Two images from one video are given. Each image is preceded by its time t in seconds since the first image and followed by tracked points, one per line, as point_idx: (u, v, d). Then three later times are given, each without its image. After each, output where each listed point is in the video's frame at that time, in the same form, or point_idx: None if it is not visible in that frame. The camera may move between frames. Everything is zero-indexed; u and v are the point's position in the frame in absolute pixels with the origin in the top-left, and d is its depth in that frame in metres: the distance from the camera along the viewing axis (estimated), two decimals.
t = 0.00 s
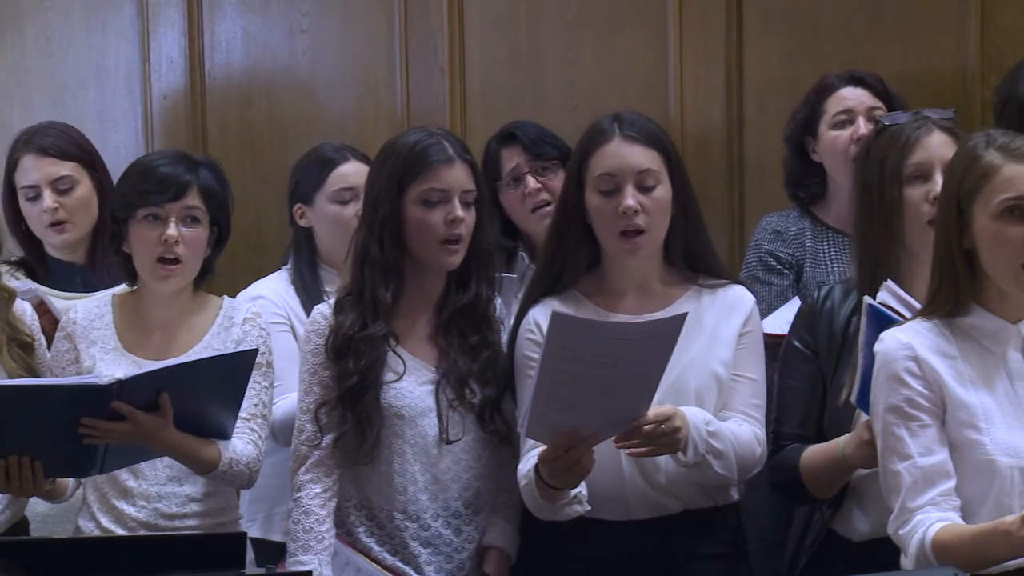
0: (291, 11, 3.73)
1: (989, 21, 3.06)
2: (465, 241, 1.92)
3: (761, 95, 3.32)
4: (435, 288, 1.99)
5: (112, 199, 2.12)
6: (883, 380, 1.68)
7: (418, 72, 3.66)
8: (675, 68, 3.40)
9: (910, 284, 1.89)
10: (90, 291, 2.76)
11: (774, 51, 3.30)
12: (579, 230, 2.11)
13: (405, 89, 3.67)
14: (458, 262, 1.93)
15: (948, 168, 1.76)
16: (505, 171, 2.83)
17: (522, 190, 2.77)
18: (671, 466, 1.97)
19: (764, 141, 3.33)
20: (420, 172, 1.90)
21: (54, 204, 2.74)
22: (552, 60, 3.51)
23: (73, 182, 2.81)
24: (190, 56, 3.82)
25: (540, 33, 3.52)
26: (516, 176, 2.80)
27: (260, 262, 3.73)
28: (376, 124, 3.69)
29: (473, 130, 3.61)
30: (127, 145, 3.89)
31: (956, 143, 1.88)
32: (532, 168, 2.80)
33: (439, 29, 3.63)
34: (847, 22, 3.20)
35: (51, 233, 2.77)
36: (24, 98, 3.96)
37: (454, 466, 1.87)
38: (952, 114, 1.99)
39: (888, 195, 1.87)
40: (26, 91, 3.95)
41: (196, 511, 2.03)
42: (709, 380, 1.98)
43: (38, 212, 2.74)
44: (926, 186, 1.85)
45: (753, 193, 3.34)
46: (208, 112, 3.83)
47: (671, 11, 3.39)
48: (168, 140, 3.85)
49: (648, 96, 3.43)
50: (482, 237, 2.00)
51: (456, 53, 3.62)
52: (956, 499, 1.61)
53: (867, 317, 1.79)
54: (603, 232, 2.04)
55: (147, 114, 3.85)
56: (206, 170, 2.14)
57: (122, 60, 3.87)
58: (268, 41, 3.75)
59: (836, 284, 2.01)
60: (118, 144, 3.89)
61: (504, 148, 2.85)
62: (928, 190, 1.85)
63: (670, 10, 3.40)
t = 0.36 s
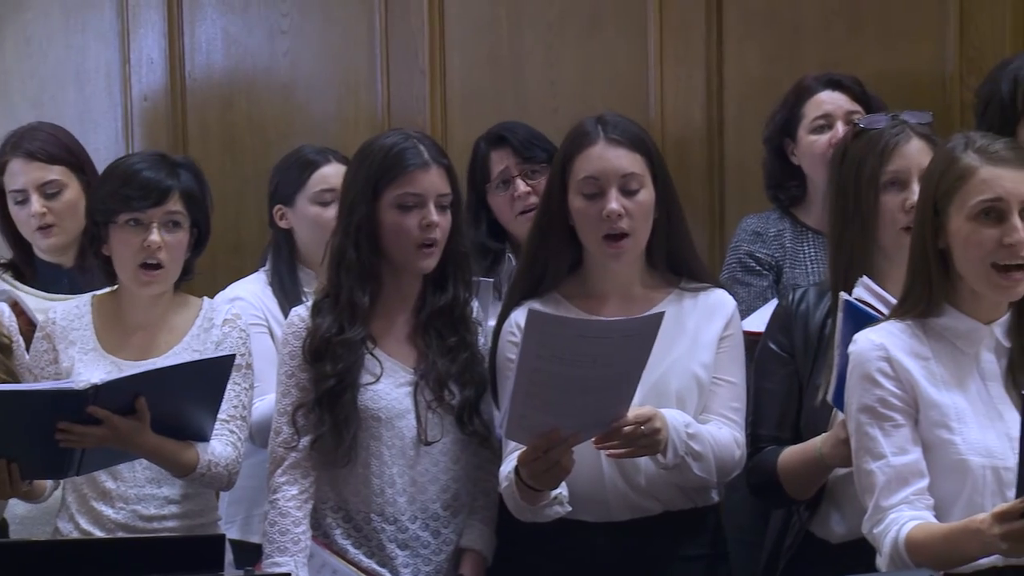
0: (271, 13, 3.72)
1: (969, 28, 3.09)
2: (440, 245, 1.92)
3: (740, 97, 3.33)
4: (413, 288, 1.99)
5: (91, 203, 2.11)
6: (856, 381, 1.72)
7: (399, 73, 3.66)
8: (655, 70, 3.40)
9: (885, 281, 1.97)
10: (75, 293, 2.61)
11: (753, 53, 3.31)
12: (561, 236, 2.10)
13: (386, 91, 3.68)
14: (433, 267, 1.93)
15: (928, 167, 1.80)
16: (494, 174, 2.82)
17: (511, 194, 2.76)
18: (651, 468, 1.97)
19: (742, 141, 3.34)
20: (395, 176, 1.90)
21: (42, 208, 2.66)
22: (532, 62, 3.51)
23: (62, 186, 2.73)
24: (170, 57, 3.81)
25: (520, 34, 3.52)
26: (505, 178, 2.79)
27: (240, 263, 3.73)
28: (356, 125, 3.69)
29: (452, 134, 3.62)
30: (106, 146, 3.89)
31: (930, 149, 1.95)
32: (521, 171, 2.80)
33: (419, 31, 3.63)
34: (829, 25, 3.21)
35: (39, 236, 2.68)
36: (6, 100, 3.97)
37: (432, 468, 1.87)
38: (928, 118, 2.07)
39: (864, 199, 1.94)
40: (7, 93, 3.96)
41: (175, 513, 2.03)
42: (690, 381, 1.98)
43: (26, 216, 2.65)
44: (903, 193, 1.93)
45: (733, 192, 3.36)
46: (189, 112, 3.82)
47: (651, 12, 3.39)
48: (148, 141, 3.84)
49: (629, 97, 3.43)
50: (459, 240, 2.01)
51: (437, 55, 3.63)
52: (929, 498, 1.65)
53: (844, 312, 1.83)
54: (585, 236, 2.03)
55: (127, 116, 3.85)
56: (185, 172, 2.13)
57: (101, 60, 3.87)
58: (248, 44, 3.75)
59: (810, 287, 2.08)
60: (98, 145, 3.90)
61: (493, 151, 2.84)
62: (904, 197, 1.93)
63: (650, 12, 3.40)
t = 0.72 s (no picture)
0: (251, 14, 3.73)
1: (947, 31, 3.08)
2: (417, 246, 1.91)
3: (720, 99, 3.33)
4: (389, 286, 1.98)
5: (69, 203, 2.11)
6: (833, 381, 1.74)
7: (378, 73, 3.66)
8: (635, 72, 3.40)
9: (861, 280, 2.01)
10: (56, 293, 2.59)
11: (733, 50, 3.30)
12: (543, 239, 2.07)
13: (366, 91, 3.67)
14: (411, 265, 1.92)
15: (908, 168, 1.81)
16: (486, 174, 2.82)
17: (504, 195, 2.76)
18: (632, 470, 1.97)
19: (722, 142, 3.33)
20: (370, 176, 1.90)
21: (23, 209, 2.66)
22: (512, 64, 3.51)
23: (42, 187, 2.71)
24: (150, 58, 3.82)
25: (500, 35, 3.51)
26: (497, 179, 2.79)
27: (221, 264, 3.74)
28: (336, 126, 3.68)
29: (432, 134, 3.62)
30: (86, 147, 3.91)
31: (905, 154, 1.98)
32: (514, 172, 2.80)
33: (400, 32, 3.63)
34: (808, 25, 3.20)
35: (18, 236, 2.68)
36: None
37: (407, 470, 1.87)
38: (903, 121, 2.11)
39: (839, 203, 1.99)
40: None
41: (153, 515, 2.04)
42: (671, 382, 1.97)
43: (6, 217, 2.65)
44: (877, 198, 1.96)
45: (713, 193, 3.35)
46: (168, 112, 3.82)
47: (631, 13, 3.39)
48: (127, 141, 3.85)
49: (610, 97, 3.43)
50: (435, 241, 2.01)
51: (416, 55, 3.62)
52: (906, 497, 1.67)
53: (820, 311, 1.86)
54: (568, 238, 2.00)
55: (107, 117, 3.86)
56: (161, 174, 2.12)
57: (81, 61, 3.87)
58: (227, 45, 3.75)
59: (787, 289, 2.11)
60: (78, 145, 3.92)
61: (486, 151, 2.83)
62: (878, 201, 1.97)
63: (630, 13, 3.40)
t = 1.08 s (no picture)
0: (232, 14, 3.72)
1: (926, 34, 3.11)
2: (392, 248, 1.91)
3: (699, 100, 3.34)
4: (367, 289, 1.99)
5: (46, 209, 2.11)
6: (814, 379, 1.74)
7: (359, 73, 3.66)
8: (615, 72, 3.39)
9: (842, 281, 2.02)
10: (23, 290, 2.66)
11: (713, 54, 3.32)
12: (527, 233, 2.02)
13: (347, 92, 3.67)
14: (385, 270, 1.92)
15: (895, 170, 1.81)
16: (480, 169, 2.81)
17: (496, 191, 2.77)
18: (612, 470, 1.98)
19: (702, 145, 3.35)
20: (347, 176, 1.90)
21: None
22: (492, 65, 3.51)
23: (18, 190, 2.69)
24: (130, 58, 3.80)
25: (481, 35, 3.52)
26: (491, 174, 2.79)
27: (202, 264, 3.75)
28: (317, 126, 3.68)
29: (413, 135, 3.62)
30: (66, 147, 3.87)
31: (883, 155, 2.00)
32: (508, 168, 2.80)
33: (380, 33, 3.62)
34: (788, 29, 3.22)
35: None
36: None
37: (385, 470, 1.87)
38: (881, 122, 2.12)
39: (818, 204, 2.00)
40: None
41: (131, 516, 2.04)
42: (652, 383, 1.97)
43: None
44: (856, 199, 1.97)
45: (694, 194, 3.37)
46: (149, 112, 3.81)
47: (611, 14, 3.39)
48: (107, 142, 3.82)
49: (591, 99, 3.42)
50: (412, 242, 2.01)
51: (397, 56, 3.62)
52: (885, 494, 1.68)
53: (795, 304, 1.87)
54: (551, 235, 1.96)
55: (86, 117, 3.83)
56: (132, 177, 2.11)
57: (62, 61, 3.84)
58: (208, 46, 3.74)
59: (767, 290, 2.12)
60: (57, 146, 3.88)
61: (483, 146, 2.84)
62: (857, 203, 1.97)
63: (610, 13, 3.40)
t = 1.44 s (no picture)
0: (211, 14, 3.71)
1: (907, 31, 3.13)
2: (370, 247, 1.92)
3: (679, 98, 3.35)
4: (346, 289, 1.98)
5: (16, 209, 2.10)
6: (796, 376, 1.75)
7: (339, 73, 3.66)
8: (595, 72, 3.40)
9: (822, 281, 2.01)
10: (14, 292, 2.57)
11: (693, 51, 3.32)
12: (509, 237, 2.00)
13: (327, 91, 3.67)
14: (364, 269, 1.93)
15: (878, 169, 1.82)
16: (463, 167, 2.82)
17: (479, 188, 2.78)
18: (593, 471, 1.98)
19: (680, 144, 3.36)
20: (324, 176, 1.90)
21: None
22: (472, 65, 3.50)
23: None
24: (110, 59, 3.80)
25: (460, 35, 3.52)
26: (475, 172, 2.80)
27: (182, 264, 3.75)
28: (297, 126, 3.68)
29: (394, 135, 3.62)
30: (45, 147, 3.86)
31: (861, 152, 2.02)
32: (490, 166, 2.82)
33: (360, 32, 3.63)
34: (767, 28, 3.23)
35: None
36: None
37: (367, 471, 1.87)
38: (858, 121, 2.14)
39: (797, 203, 2.01)
40: None
41: (109, 517, 2.07)
42: (632, 383, 1.97)
43: None
44: (833, 195, 1.98)
45: (674, 194, 3.37)
46: (128, 113, 3.79)
47: (592, 12, 3.40)
48: (87, 143, 3.82)
49: (571, 97, 3.43)
50: (390, 241, 2.01)
51: (377, 55, 3.62)
52: (865, 491, 1.68)
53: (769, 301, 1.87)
54: (533, 237, 1.95)
55: (67, 118, 3.83)
56: (98, 176, 2.10)
57: (42, 62, 3.84)
58: (187, 45, 3.73)
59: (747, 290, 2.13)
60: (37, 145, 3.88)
61: (466, 143, 2.84)
62: (833, 199, 1.98)
63: (591, 12, 3.41)
